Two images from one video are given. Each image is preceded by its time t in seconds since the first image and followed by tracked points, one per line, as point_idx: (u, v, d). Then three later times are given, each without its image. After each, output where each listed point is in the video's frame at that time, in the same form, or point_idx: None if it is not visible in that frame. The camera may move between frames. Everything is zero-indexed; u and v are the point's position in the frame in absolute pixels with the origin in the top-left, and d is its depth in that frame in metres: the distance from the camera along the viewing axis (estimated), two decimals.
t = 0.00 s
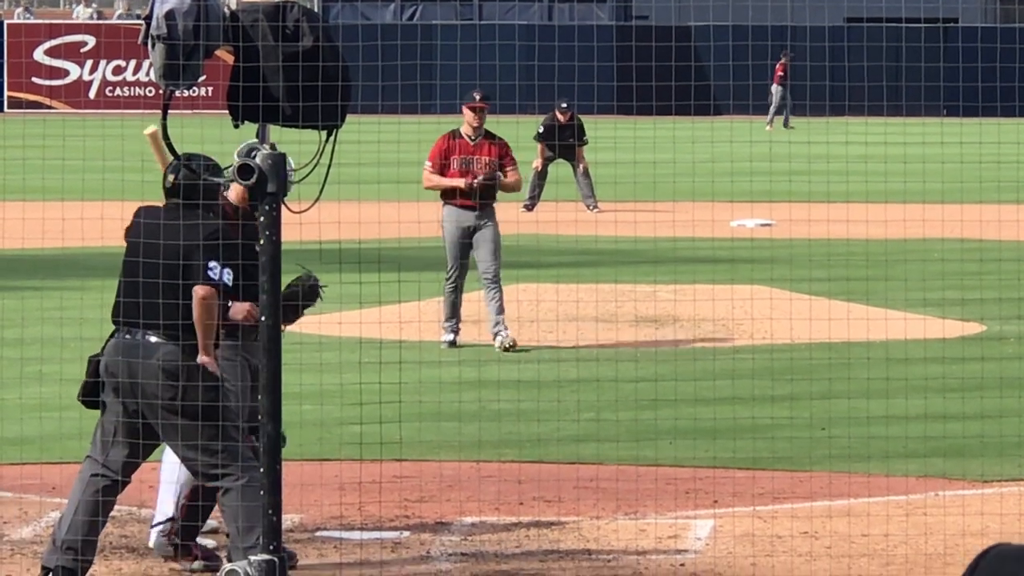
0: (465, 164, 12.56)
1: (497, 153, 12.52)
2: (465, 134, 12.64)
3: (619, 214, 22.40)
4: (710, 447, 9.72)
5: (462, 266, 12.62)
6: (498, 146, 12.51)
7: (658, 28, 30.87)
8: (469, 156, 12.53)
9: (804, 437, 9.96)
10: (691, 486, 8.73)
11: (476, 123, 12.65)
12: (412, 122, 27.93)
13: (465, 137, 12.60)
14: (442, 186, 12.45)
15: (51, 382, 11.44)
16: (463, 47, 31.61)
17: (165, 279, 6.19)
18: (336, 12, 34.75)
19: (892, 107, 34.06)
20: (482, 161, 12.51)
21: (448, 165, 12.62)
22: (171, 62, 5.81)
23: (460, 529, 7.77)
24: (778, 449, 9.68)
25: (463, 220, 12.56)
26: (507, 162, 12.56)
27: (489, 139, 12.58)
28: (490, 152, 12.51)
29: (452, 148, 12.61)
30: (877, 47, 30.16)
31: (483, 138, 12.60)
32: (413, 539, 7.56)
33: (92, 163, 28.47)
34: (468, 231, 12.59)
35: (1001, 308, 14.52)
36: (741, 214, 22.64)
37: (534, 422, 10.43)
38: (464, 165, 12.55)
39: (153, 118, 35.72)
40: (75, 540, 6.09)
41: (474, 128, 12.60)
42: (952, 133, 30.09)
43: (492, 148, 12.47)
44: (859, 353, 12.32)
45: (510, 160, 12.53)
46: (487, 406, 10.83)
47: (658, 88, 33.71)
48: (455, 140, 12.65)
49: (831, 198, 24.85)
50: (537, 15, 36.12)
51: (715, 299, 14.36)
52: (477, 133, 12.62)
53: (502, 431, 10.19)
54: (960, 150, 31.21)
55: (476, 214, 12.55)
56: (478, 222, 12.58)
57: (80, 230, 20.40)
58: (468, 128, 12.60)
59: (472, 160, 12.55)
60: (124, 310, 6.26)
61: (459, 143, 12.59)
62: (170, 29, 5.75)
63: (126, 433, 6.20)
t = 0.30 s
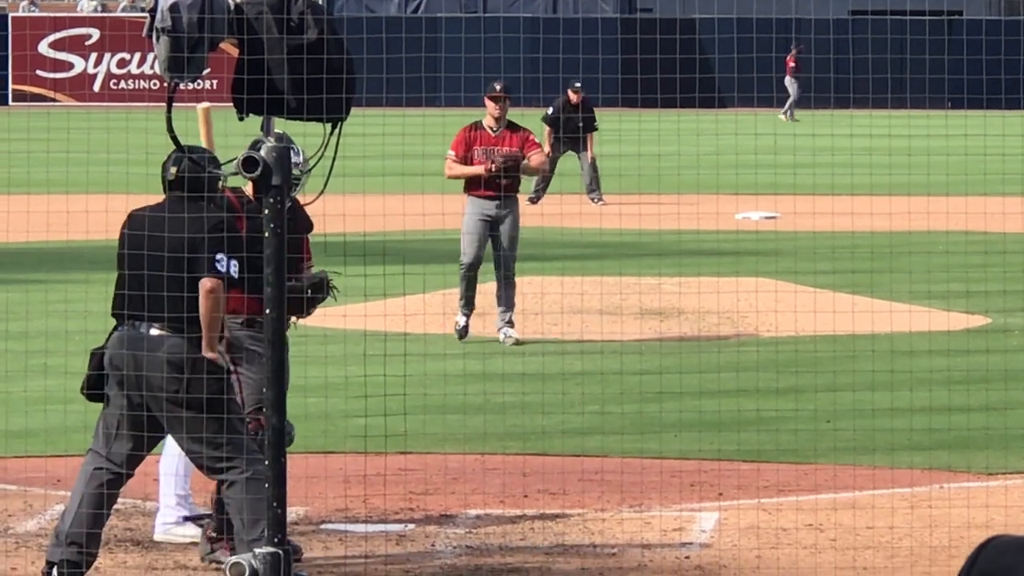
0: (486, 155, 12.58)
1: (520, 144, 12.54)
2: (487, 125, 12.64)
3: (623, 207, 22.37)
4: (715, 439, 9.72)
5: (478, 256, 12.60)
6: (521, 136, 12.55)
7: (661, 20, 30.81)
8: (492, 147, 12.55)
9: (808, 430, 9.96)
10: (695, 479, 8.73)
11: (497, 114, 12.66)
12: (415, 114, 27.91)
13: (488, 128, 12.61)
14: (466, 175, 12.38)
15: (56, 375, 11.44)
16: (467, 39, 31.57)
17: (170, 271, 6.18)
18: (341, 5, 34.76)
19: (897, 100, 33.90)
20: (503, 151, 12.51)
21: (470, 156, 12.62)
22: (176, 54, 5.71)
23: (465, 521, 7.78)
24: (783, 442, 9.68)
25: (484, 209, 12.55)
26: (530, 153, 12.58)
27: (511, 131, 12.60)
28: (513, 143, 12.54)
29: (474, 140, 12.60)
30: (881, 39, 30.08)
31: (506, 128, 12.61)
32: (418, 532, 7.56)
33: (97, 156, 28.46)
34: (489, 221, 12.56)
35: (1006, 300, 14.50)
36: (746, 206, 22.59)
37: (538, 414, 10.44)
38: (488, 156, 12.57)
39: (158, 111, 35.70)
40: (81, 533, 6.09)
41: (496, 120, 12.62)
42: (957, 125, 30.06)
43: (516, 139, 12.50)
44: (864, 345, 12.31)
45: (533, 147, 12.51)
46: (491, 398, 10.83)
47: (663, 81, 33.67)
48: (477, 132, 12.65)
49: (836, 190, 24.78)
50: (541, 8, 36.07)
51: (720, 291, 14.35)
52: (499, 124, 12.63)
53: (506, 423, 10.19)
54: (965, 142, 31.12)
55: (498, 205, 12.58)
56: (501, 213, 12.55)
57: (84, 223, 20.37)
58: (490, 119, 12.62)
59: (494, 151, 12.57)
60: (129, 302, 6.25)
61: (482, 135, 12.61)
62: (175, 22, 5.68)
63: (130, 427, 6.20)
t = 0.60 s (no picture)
0: (498, 147, 12.46)
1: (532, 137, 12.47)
2: (498, 117, 12.48)
3: (626, 200, 22.37)
4: (717, 433, 9.71)
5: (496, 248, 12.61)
6: (532, 129, 12.47)
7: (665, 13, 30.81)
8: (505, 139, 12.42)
9: (811, 423, 9.96)
10: (698, 472, 8.73)
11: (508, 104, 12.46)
12: (418, 107, 27.91)
13: (499, 121, 12.46)
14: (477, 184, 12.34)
15: (60, 368, 11.45)
16: (470, 33, 31.58)
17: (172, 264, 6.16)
18: None
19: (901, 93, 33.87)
20: (516, 145, 12.43)
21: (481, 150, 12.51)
22: (179, 48, 5.68)
23: (468, 514, 7.78)
24: (785, 435, 9.68)
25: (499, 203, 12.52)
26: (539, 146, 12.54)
27: (522, 122, 12.50)
28: (525, 136, 12.45)
29: (486, 132, 12.46)
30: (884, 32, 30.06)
31: (516, 120, 12.49)
32: (421, 525, 7.57)
33: (100, 149, 28.48)
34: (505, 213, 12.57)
35: (1008, 294, 14.49)
36: (749, 200, 22.59)
37: (541, 407, 10.44)
38: (500, 150, 12.43)
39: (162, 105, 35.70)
40: (84, 527, 6.10)
41: (507, 111, 12.45)
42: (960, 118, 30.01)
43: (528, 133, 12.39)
44: (867, 339, 12.30)
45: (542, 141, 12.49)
46: (494, 392, 10.83)
47: (666, 74, 33.68)
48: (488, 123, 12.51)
49: (840, 184, 24.77)
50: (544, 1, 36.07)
51: (723, 285, 14.34)
52: (509, 116, 12.47)
53: (509, 417, 10.19)
54: (968, 135, 31.10)
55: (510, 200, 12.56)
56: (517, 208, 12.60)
57: (87, 216, 20.38)
58: (502, 110, 12.43)
59: (506, 144, 12.45)
60: (133, 295, 6.25)
61: (493, 128, 12.46)
62: (178, 15, 5.64)
63: (134, 420, 6.19)
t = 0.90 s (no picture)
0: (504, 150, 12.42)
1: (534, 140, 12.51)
2: (499, 120, 12.48)
3: (627, 202, 22.33)
4: (717, 434, 9.71)
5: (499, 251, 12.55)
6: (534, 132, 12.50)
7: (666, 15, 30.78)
8: (510, 143, 12.41)
9: (812, 424, 9.96)
10: (698, 473, 8.73)
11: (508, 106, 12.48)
12: (418, 109, 27.88)
13: (501, 124, 12.45)
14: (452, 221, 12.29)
15: (60, 369, 11.45)
16: (470, 35, 31.54)
17: (171, 265, 6.17)
18: None
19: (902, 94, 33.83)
20: (521, 148, 12.44)
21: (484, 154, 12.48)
22: (179, 49, 5.73)
23: (468, 516, 7.78)
24: (785, 436, 9.68)
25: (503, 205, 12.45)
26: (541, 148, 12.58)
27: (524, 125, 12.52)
28: (529, 139, 12.46)
29: (489, 136, 12.45)
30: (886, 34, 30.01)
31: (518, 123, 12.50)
32: (422, 526, 7.57)
33: (100, 151, 28.46)
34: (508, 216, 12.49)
35: (1008, 295, 14.48)
36: (750, 201, 22.55)
37: (541, 409, 10.44)
38: (506, 153, 12.40)
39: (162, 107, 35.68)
40: (84, 529, 6.10)
41: (509, 113, 12.46)
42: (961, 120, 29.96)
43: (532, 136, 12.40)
44: (867, 340, 12.30)
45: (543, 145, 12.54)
46: (494, 393, 10.83)
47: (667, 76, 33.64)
48: (489, 127, 12.50)
49: (840, 185, 24.74)
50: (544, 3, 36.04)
51: (723, 286, 14.34)
52: (511, 119, 12.49)
53: (509, 418, 10.19)
54: (970, 136, 31.06)
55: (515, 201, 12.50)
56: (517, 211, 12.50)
57: (86, 218, 20.35)
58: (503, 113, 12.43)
59: (511, 147, 12.43)
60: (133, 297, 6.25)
61: (495, 131, 12.44)
62: (178, 17, 5.69)
63: (134, 422, 6.19)
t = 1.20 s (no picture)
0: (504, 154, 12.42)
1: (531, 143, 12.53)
2: (495, 123, 12.49)
3: (627, 207, 22.29)
4: (717, 439, 9.71)
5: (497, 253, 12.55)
6: (531, 135, 12.52)
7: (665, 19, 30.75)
8: (508, 147, 12.41)
9: (812, 429, 9.96)
10: (698, 478, 8.72)
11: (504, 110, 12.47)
12: (417, 113, 27.86)
13: (498, 128, 12.47)
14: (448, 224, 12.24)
15: (59, 374, 11.43)
16: (470, 39, 31.52)
17: (171, 269, 6.17)
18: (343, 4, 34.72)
19: (903, 99, 33.81)
20: (518, 151, 12.45)
21: (481, 158, 12.47)
22: (179, 54, 5.73)
23: (468, 521, 7.77)
24: (785, 441, 9.67)
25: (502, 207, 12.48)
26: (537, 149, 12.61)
27: (520, 128, 12.53)
28: (526, 142, 12.49)
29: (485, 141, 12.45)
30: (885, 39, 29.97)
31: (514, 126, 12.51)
32: (421, 531, 7.56)
33: (99, 155, 28.44)
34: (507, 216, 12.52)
35: (1008, 300, 14.47)
36: (750, 206, 22.52)
37: (540, 414, 10.43)
38: (505, 157, 12.41)
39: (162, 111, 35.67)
40: (84, 533, 6.10)
41: (505, 117, 12.47)
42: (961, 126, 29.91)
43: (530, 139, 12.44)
44: (867, 345, 12.29)
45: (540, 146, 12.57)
46: (494, 398, 10.82)
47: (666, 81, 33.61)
48: (486, 132, 12.53)
49: (840, 189, 24.73)
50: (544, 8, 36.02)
51: (722, 291, 14.34)
52: (507, 123, 12.49)
53: (509, 423, 10.18)
54: (970, 141, 31.02)
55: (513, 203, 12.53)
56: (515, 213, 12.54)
57: (85, 223, 20.33)
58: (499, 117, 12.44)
59: (509, 150, 12.43)
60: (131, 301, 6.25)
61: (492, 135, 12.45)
62: (178, 21, 5.70)
63: (133, 425, 6.18)
